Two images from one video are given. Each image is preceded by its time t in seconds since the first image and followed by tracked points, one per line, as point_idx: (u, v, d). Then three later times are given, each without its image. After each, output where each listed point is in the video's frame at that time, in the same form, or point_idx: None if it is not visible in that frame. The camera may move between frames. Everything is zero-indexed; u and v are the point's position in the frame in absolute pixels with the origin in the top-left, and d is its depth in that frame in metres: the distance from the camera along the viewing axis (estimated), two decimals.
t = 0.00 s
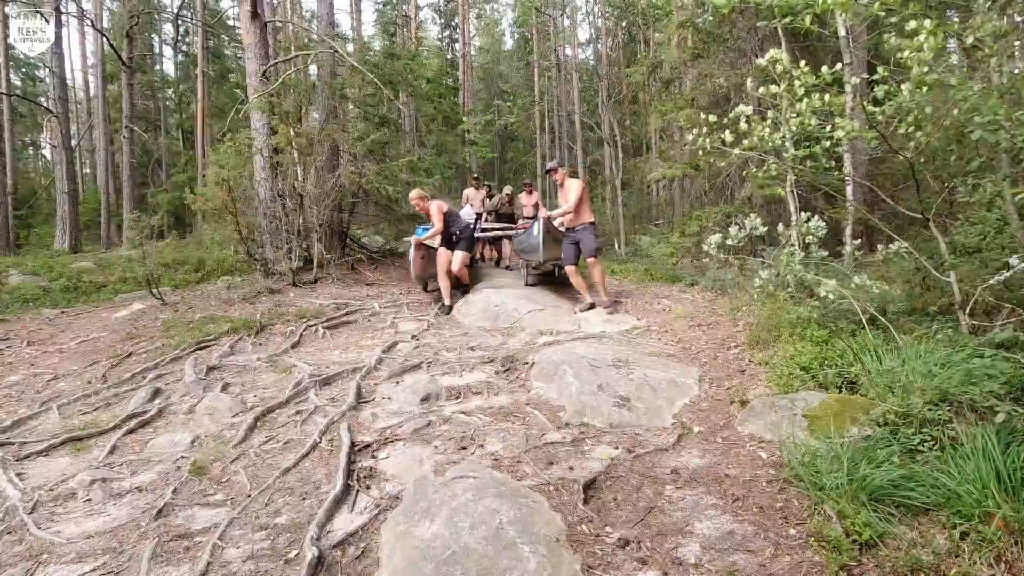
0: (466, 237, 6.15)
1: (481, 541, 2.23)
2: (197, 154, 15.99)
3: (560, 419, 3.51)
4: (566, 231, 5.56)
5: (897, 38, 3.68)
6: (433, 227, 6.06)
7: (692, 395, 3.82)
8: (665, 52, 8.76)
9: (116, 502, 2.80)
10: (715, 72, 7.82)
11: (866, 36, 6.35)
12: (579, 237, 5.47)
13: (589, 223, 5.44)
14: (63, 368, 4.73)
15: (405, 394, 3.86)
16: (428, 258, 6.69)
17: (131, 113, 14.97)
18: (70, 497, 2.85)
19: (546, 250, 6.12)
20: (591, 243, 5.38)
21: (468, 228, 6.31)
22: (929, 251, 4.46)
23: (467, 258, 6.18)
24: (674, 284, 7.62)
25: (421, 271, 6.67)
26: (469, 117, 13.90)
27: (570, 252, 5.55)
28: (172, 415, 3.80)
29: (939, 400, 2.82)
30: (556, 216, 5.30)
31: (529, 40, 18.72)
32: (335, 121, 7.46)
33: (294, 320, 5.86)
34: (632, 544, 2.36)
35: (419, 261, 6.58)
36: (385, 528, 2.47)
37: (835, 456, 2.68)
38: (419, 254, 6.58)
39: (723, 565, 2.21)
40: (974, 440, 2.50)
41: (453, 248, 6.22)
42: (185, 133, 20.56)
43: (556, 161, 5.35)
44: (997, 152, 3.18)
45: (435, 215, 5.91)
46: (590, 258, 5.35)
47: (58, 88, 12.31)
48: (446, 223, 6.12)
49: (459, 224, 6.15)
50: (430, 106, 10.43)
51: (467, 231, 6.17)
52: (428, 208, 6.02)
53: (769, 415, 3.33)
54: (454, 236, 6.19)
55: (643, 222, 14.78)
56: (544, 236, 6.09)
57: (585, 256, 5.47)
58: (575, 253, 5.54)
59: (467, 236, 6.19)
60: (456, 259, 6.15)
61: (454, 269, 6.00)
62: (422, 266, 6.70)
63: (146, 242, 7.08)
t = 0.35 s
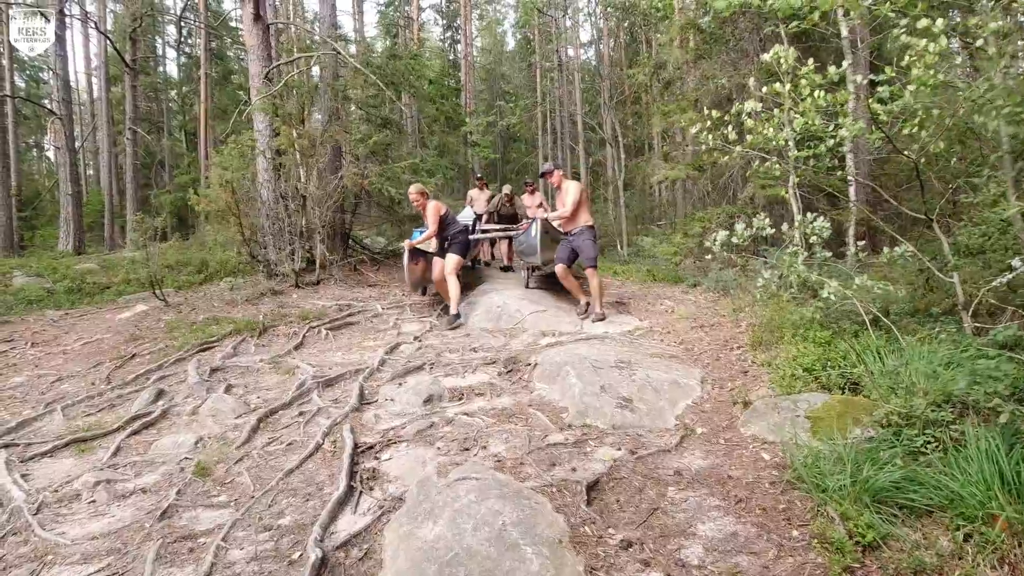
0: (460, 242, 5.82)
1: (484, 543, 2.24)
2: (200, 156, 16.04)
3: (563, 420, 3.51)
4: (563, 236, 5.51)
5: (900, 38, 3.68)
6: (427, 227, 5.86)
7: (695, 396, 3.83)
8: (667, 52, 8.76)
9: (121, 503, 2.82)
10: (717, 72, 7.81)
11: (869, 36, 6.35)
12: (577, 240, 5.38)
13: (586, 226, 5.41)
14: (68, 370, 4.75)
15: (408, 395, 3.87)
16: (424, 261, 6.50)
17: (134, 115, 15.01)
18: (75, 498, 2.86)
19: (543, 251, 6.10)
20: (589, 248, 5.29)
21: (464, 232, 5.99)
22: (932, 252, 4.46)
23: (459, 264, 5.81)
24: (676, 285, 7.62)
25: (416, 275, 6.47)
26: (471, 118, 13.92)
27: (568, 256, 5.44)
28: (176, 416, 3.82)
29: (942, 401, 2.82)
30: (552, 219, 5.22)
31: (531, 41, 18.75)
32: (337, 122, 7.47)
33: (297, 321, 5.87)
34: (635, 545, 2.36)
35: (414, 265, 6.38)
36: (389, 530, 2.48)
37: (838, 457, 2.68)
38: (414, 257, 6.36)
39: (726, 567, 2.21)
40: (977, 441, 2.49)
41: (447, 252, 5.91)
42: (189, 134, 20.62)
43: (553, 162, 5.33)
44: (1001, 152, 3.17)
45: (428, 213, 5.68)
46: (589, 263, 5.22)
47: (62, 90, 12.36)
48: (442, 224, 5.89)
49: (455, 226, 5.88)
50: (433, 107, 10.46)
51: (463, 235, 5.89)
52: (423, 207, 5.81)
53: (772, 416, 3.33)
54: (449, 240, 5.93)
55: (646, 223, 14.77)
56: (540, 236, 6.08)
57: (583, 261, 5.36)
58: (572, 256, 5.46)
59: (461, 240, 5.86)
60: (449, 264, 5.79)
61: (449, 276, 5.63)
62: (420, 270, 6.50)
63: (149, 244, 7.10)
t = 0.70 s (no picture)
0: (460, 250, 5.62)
1: (488, 544, 2.24)
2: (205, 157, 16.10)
3: (567, 422, 3.51)
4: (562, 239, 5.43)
5: (904, 39, 3.67)
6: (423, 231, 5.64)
7: (699, 397, 3.83)
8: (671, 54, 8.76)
9: (127, 503, 2.83)
10: (721, 73, 7.80)
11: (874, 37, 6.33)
12: (576, 244, 5.30)
13: (585, 228, 5.29)
14: (74, 370, 4.77)
15: (412, 397, 3.87)
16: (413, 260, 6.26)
17: (139, 116, 15.06)
18: (81, 498, 2.88)
19: (541, 251, 6.03)
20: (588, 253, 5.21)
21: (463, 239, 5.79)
22: (937, 253, 4.43)
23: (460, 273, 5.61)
24: (680, 286, 7.60)
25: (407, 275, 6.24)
26: (475, 120, 13.94)
27: (568, 260, 5.39)
28: (181, 416, 3.83)
29: (948, 404, 2.81)
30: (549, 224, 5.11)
31: (535, 42, 18.77)
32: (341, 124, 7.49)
33: (301, 322, 5.89)
34: (640, 546, 2.36)
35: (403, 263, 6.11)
36: (393, 531, 2.48)
37: (843, 460, 2.68)
38: (403, 256, 6.10)
39: (730, 568, 2.21)
40: (983, 443, 2.47)
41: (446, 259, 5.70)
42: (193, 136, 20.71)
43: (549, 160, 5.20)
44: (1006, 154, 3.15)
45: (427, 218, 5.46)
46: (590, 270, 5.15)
47: (68, 92, 12.42)
48: (438, 228, 5.69)
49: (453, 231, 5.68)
50: (436, 109, 10.47)
51: (462, 241, 5.69)
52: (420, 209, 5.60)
53: (776, 418, 3.33)
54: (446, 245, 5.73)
55: (649, 224, 14.76)
56: (538, 235, 5.99)
57: (584, 266, 5.30)
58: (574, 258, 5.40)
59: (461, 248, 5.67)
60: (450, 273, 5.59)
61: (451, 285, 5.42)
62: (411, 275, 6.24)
63: (154, 245, 7.13)
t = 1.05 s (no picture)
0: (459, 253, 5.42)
1: (497, 544, 2.24)
2: (216, 158, 16.22)
3: (576, 423, 3.51)
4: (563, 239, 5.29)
5: (916, 39, 3.65)
6: (419, 231, 5.43)
7: (708, 399, 3.82)
8: (681, 55, 8.75)
9: (138, 501, 2.85)
10: (731, 74, 7.79)
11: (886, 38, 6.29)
12: (577, 243, 5.15)
13: (588, 227, 5.14)
14: (87, 368, 4.83)
15: (421, 397, 3.89)
16: (409, 259, 6.11)
17: (152, 117, 15.19)
18: (93, 496, 2.90)
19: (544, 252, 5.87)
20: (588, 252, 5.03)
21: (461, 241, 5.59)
22: (950, 256, 4.39)
23: (459, 278, 5.41)
24: (689, 288, 7.57)
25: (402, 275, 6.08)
26: (484, 121, 13.97)
27: (571, 260, 5.25)
28: (192, 415, 3.86)
29: (961, 407, 2.79)
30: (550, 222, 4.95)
31: (544, 44, 18.78)
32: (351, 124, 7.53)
33: (311, 322, 5.92)
34: (649, 548, 2.35)
35: (398, 262, 5.94)
36: (402, 531, 2.49)
37: (855, 463, 2.66)
38: (398, 255, 5.92)
39: (741, 571, 2.20)
40: (997, 448, 2.45)
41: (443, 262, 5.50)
42: (205, 137, 20.89)
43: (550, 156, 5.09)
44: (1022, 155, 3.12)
45: (425, 220, 5.26)
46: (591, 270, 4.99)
47: (82, 93, 12.58)
48: (435, 229, 5.46)
49: (451, 233, 5.47)
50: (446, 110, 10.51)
51: (461, 243, 5.48)
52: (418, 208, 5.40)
53: (787, 421, 3.31)
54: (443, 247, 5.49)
55: (658, 226, 14.72)
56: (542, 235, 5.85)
57: (585, 266, 5.14)
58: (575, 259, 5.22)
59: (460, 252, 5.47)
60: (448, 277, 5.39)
61: (452, 289, 5.20)
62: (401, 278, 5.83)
63: (166, 245, 7.19)
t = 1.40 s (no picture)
0: (456, 251, 5.38)
1: (511, 544, 2.24)
2: (234, 157, 16.41)
3: (590, 424, 3.50)
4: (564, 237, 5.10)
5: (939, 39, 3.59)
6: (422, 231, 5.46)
7: (723, 401, 3.80)
8: (698, 55, 8.70)
9: (157, 495, 2.90)
10: (749, 74, 7.72)
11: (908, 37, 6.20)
12: (587, 247, 4.97)
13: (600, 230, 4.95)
14: (108, 364, 4.91)
15: (435, 396, 3.90)
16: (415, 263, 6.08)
17: (172, 117, 15.40)
18: (114, 489, 2.95)
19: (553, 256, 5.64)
20: (597, 256, 4.85)
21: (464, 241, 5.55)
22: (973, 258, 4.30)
23: (452, 273, 5.35)
24: (705, 289, 7.52)
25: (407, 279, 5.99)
26: (499, 121, 13.99)
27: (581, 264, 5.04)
28: (210, 411, 3.91)
29: (983, 414, 2.74)
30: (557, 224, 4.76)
31: (560, 44, 18.77)
32: (367, 124, 7.58)
33: (326, 320, 5.97)
34: (663, 552, 2.34)
35: (403, 264, 5.86)
36: (416, 530, 2.50)
37: (873, 469, 2.63)
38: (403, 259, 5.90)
39: None
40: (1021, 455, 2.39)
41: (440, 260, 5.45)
42: (224, 136, 21.15)
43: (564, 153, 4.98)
44: None
45: (425, 218, 5.32)
46: (600, 275, 4.80)
47: (105, 93, 12.80)
48: (438, 230, 5.47)
49: (452, 232, 5.47)
50: (461, 110, 10.55)
51: (462, 242, 5.44)
52: (420, 208, 5.43)
53: (804, 425, 3.28)
54: (445, 247, 5.51)
55: (674, 226, 14.63)
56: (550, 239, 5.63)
57: (593, 271, 4.95)
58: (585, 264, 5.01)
59: (457, 250, 5.42)
60: (440, 272, 5.33)
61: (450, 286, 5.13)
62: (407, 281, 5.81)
63: (185, 243, 7.30)
